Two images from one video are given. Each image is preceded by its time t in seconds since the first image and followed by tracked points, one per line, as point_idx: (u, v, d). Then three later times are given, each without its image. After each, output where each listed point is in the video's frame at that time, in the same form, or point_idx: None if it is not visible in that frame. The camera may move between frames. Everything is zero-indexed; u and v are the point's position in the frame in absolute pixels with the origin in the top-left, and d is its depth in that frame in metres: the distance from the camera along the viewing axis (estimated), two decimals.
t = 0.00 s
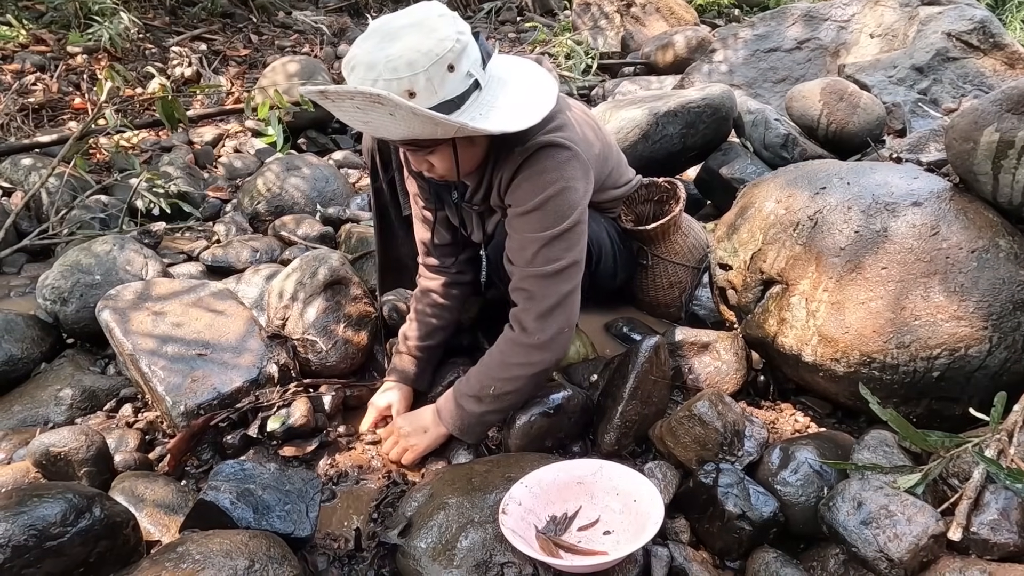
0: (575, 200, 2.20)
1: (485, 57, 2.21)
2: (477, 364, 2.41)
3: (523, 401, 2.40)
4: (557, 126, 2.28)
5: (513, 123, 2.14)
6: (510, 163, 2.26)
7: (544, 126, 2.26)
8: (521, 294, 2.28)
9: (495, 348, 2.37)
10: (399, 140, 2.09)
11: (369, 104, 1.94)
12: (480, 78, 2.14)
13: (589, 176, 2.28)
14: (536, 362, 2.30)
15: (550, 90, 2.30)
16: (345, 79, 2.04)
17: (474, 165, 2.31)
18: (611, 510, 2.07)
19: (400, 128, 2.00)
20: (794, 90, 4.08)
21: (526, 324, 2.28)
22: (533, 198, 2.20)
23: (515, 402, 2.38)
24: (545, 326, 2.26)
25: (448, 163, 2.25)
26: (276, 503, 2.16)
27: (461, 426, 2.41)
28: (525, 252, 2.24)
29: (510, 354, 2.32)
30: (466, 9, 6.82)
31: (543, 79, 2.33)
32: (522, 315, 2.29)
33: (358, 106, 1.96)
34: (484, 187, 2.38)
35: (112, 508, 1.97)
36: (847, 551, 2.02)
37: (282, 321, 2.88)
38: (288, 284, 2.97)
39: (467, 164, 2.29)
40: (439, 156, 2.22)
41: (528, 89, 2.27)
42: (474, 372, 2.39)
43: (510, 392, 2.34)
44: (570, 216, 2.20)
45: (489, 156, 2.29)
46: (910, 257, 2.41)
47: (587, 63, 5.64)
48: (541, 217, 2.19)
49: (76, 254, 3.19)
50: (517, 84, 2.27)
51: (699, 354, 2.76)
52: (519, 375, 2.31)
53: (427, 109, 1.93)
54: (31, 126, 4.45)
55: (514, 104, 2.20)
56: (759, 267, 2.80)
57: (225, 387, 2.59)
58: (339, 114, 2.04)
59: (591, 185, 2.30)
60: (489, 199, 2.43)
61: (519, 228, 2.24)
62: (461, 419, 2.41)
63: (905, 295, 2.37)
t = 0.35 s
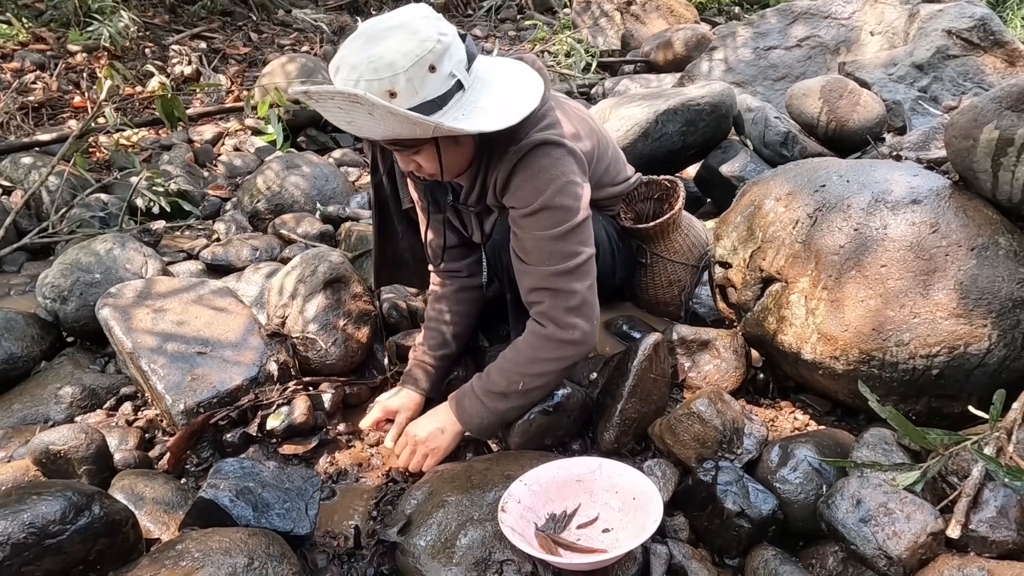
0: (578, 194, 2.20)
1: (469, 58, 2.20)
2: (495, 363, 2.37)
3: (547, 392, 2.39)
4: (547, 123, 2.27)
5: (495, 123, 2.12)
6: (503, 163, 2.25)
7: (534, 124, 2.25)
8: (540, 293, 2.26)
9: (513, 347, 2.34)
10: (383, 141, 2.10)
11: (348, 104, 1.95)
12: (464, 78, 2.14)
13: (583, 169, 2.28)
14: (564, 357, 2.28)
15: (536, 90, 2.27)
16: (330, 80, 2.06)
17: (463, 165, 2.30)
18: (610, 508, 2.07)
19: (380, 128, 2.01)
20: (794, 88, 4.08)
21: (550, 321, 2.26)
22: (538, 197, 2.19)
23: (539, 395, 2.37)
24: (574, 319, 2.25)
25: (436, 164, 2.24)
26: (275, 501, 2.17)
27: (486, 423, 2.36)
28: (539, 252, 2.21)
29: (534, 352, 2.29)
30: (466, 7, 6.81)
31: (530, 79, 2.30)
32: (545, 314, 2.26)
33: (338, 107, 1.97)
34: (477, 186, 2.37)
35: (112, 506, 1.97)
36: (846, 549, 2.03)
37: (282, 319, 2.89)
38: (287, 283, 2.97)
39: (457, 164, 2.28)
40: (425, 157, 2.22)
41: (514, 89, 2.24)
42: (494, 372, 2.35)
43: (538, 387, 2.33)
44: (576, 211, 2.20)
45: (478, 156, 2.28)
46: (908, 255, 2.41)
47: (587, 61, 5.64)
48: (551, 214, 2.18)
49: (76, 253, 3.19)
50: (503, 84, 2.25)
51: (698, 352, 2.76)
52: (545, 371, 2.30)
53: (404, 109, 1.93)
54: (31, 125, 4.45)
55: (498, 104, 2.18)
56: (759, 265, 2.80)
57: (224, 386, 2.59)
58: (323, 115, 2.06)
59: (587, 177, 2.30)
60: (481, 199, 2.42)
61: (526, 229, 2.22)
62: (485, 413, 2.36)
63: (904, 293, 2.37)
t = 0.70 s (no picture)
0: (586, 182, 2.18)
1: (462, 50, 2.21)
2: (528, 341, 2.31)
3: (578, 368, 2.36)
4: (546, 117, 2.24)
5: (491, 113, 2.11)
6: (505, 159, 2.22)
7: (532, 119, 2.23)
8: (570, 280, 2.20)
9: (549, 324, 2.27)
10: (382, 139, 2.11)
11: (345, 103, 1.96)
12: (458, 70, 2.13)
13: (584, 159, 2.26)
14: (600, 335, 2.22)
15: (531, 78, 2.25)
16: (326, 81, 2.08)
17: (463, 160, 2.30)
18: (609, 506, 2.07)
19: (379, 126, 2.02)
20: (793, 85, 4.07)
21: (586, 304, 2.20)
22: (549, 189, 2.14)
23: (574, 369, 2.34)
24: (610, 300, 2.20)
25: (436, 160, 2.25)
26: (274, 499, 2.17)
27: (519, 396, 2.33)
28: (563, 240, 2.15)
29: (569, 337, 2.23)
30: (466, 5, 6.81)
31: (525, 68, 2.29)
32: (578, 299, 2.20)
33: (336, 107, 1.98)
34: (477, 183, 2.37)
35: (111, 504, 1.97)
36: (845, 547, 2.02)
37: (281, 318, 2.89)
38: (287, 281, 2.97)
39: (456, 160, 2.28)
40: (425, 154, 2.22)
41: (510, 80, 2.23)
42: (529, 347, 2.29)
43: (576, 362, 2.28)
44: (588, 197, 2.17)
45: (478, 151, 2.28)
46: (908, 253, 2.41)
47: (586, 59, 5.64)
48: (566, 203, 2.13)
49: (76, 251, 3.19)
50: (498, 76, 2.25)
51: (698, 349, 2.76)
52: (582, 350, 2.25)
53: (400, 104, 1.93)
54: (30, 123, 4.45)
55: (494, 94, 2.18)
56: (758, 263, 2.80)
57: (224, 383, 2.58)
58: (322, 116, 2.07)
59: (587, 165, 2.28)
60: (483, 194, 2.42)
61: (542, 223, 2.17)
62: (518, 387, 2.32)
63: (903, 290, 2.38)
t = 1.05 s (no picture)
0: (599, 180, 2.21)
1: (478, 44, 2.19)
2: (546, 330, 2.45)
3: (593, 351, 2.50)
4: (559, 111, 2.24)
5: (509, 110, 2.12)
6: (518, 153, 2.22)
7: (546, 116, 2.23)
8: (582, 278, 2.28)
9: (565, 315, 2.40)
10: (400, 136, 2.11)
11: (364, 102, 1.95)
12: (475, 66, 2.13)
13: (596, 155, 2.28)
14: (612, 331, 2.34)
15: (547, 74, 2.25)
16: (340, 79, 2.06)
17: (477, 155, 2.28)
18: (608, 504, 2.07)
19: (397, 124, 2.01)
20: (793, 84, 4.07)
21: (598, 302, 2.30)
22: (563, 189, 2.17)
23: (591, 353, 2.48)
24: (620, 300, 2.29)
25: (452, 156, 2.24)
26: (273, 497, 2.17)
27: (541, 372, 2.50)
28: (574, 240, 2.22)
29: (581, 330, 2.36)
30: (466, 4, 6.80)
31: (541, 61, 2.28)
32: (590, 296, 2.29)
33: (354, 105, 1.97)
34: (488, 178, 2.37)
35: (109, 503, 1.97)
36: (844, 545, 2.02)
37: (281, 316, 2.89)
38: (286, 279, 2.97)
39: (471, 155, 2.26)
40: (442, 149, 2.21)
41: (524, 74, 2.22)
42: (548, 335, 2.43)
43: (591, 351, 2.42)
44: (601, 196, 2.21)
45: (492, 146, 2.26)
46: (908, 251, 2.41)
47: (586, 57, 5.63)
48: (580, 204, 2.17)
49: (75, 250, 3.19)
50: (513, 70, 2.23)
51: (698, 348, 2.75)
52: (595, 342, 2.38)
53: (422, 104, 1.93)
54: (30, 122, 4.45)
55: (510, 90, 2.17)
56: (757, 261, 2.80)
57: (223, 382, 2.58)
58: (338, 113, 2.05)
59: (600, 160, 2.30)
60: (496, 188, 2.41)
61: (554, 222, 2.22)
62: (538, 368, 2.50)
63: (903, 289, 2.37)
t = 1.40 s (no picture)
0: (609, 179, 2.18)
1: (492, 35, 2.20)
2: (543, 332, 2.41)
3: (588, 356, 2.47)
4: (572, 106, 2.23)
5: (527, 97, 2.11)
6: (530, 146, 2.20)
7: (560, 110, 2.21)
8: (586, 276, 2.25)
9: (564, 316, 2.36)
10: (417, 125, 2.08)
11: (384, 88, 1.93)
12: (492, 56, 2.13)
13: (606, 153, 2.26)
14: (611, 332, 2.31)
15: (561, 65, 2.25)
16: (356, 67, 2.04)
17: (489, 148, 2.26)
18: (605, 502, 2.07)
19: (417, 111, 1.99)
20: (792, 81, 4.06)
21: (600, 302, 2.26)
22: (573, 183, 2.14)
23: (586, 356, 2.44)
24: (622, 301, 2.26)
25: (465, 147, 2.21)
26: (270, 495, 2.18)
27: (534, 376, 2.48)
28: (580, 236, 2.18)
29: (580, 330, 2.32)
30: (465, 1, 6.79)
31: (553, 54, 2.29)
32: (592, 294, 2.26)
33: (373, 92, 1.95)
34: (497, 173, 2.34)
35: (105, 501, 1.97)
36: (840, 543, 2.02)
37: (279, 314, 2.89)
38: (284, 277, 2.96)
39: (484, 147, 2.24)
40: (456, 141, 2.18)
41: (537, 66, 2.23)
42: (547, 336, 2.39)
43: (588, 353, 2.38)
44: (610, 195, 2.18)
45: (505, 137, 2.24)
46: (906, 248, 2.41)
47: (586, 56, 5.62)
48: (590, 199, 2.14)
49: (73, 248, 3.19)
50: (525, 63, 2.24)
51: (696, 346, 2.74)
52: (593, 344, 2.34)
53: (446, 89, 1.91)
54: (28, 121, 4.45)
55: (526, 79, 2.17)
56: (756, 259, 2.79)
57: (221, 380, 2.58)
58: (354, 103, 2.03)
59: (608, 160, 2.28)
60: (505, 183, 2.38)
61: (562, 216, 2.18)
62: (528, 368, 2.46)
63: (901, 287, 2.36)
